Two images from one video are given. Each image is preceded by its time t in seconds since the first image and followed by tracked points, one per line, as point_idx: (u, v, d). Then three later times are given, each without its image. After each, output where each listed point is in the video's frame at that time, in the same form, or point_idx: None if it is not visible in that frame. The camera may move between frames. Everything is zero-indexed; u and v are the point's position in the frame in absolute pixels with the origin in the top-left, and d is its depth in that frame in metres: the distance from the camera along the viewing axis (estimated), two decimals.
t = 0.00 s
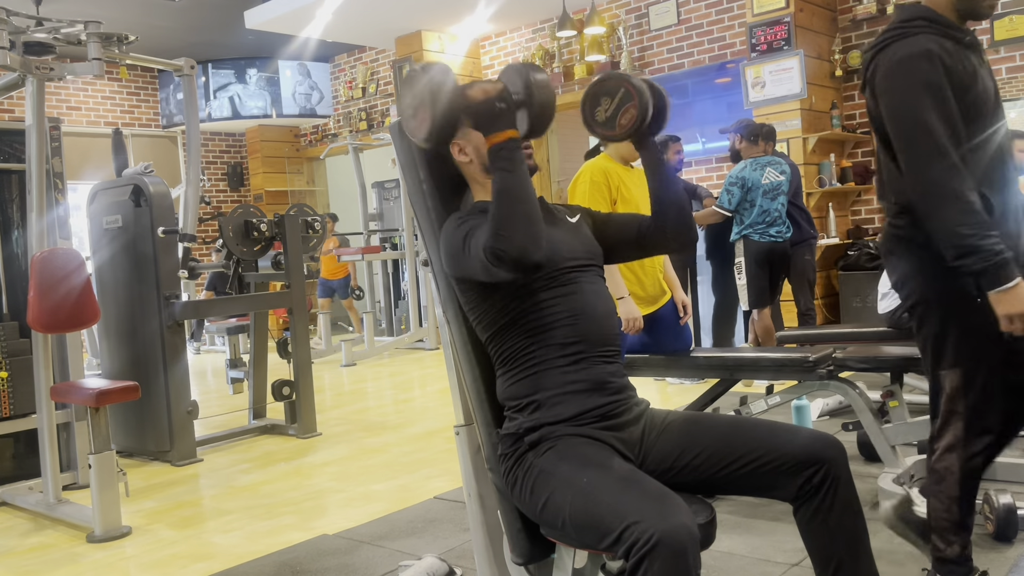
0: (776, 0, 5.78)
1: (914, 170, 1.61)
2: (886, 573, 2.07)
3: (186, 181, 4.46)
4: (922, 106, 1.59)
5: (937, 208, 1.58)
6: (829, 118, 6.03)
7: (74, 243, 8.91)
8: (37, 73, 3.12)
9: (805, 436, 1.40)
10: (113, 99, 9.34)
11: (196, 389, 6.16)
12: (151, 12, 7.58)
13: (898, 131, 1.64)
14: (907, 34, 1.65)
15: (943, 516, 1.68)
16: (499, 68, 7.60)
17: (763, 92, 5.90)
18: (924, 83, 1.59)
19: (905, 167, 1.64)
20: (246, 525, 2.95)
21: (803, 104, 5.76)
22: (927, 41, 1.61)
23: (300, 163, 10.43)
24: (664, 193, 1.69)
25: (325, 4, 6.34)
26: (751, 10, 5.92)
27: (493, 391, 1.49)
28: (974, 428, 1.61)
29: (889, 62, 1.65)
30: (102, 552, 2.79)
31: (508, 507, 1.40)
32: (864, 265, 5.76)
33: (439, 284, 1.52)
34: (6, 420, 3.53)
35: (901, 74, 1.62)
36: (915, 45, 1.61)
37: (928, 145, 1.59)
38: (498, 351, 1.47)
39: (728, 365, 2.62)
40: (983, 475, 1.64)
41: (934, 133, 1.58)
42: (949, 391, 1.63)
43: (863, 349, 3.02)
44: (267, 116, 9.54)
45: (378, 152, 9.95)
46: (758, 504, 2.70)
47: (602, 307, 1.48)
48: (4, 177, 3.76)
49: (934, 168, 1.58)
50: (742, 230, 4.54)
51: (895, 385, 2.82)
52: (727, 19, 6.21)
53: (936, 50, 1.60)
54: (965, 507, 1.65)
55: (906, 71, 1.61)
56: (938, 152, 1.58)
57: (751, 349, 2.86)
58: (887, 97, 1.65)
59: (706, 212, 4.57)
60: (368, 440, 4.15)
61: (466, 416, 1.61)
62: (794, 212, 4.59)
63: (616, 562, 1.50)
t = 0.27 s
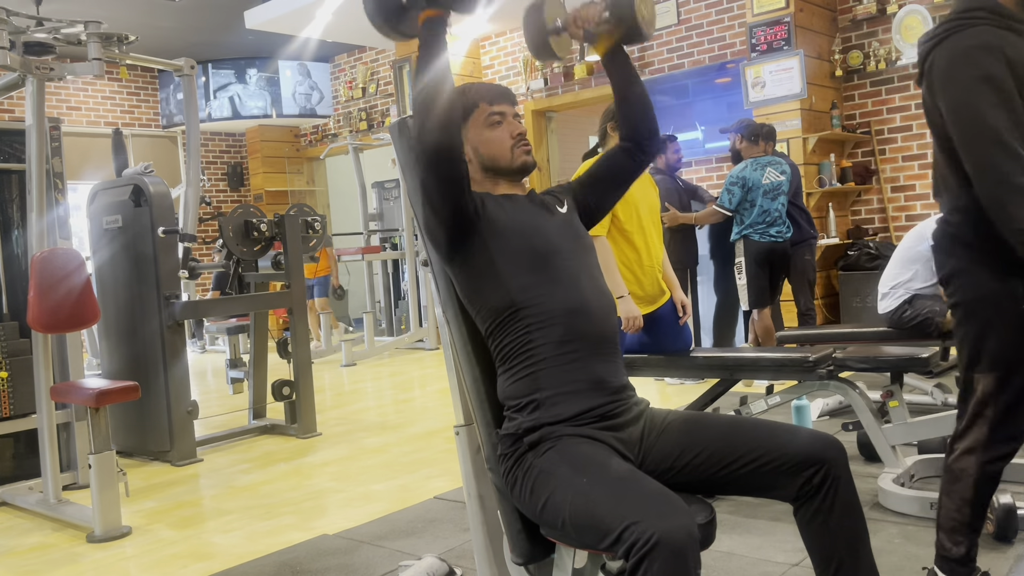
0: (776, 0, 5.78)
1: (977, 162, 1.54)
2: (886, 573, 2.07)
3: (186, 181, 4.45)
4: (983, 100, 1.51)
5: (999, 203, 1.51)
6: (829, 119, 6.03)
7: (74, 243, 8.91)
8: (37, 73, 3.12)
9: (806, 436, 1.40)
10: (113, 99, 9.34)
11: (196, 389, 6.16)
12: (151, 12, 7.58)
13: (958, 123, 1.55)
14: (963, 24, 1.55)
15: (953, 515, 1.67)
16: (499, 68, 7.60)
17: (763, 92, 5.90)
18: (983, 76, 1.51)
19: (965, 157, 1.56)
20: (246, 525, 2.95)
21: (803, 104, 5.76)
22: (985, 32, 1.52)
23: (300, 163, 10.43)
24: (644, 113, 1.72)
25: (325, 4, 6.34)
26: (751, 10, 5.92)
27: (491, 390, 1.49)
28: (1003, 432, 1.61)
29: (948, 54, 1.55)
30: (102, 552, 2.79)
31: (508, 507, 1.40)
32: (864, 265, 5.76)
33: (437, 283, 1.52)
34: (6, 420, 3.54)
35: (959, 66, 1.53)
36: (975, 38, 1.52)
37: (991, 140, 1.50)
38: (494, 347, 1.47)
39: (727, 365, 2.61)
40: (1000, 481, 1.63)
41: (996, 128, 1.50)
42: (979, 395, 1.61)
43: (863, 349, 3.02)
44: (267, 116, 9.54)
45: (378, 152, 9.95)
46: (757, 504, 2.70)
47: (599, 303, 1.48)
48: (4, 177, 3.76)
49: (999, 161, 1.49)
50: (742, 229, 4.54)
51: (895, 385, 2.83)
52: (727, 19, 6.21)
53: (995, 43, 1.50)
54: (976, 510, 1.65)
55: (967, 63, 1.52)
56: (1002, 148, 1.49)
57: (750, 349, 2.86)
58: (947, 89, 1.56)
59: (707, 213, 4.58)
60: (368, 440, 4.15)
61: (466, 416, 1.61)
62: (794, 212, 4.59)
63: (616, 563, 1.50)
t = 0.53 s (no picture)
0: (776, 1, 5.78)
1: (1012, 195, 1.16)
2: (886, 574, 2.07)
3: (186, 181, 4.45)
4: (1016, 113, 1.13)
5: None
6: (829, 119, 6.03)
7: (74, 243, 8.91)
8: (37, 73, 3.12)
9: (806, 437, 1.40)
10: (113, 100, 9.34)
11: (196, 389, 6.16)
12: (151, 12, 7.58)
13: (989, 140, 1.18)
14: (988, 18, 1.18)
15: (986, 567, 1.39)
16: (499, 68, 7.60)
17: (763, 92, 5.90)
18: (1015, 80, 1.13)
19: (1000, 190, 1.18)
20: (246, 525, 2.95)
21: (803, 104, 5.76)
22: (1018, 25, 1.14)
23: (300, 163, 10.43)
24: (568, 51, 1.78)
25: (325, 4, 6.34)
26: (752, 10, 5.92)
27: (490, 390, 1.48)
28: None
29: (976, 57, 1.18)
30: (102, 553, 2.79)
31: (508, 507, 1.40)
32: (864, 265, 5.76)
33: (437, 281, 1.52)
34: (6, 420, 3.54)
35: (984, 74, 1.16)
36: (1005, 37, 1.14)
37: None
38: (492, 343, 1.47)
39: (727, 365, 2.61)
40: None
41: None
42: None
43: (863, 349, 3.02)
44: (267, 116, 9.53)
45: (378, 152, 9.95)
46: (757, 504, 2.69)
47: (596, 303, 1.47)
48: (4, 177, 3.76)
49: None
50: (742, 229, 4.54)
51: (895, 385, 2.83)
52: (727, 19, 6.21)
53: None
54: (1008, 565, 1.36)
55: (989, 73, 1.16)
56: None
57: (750, 348, 2.86)
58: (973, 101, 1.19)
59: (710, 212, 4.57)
60: (367, 440, 4.15)
61: (466, 416, 1.61)
62: (794, 213, 4.59)
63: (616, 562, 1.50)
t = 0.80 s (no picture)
0: (776, 1, 5.78)
1: None
2: (885, 574, 2.07)
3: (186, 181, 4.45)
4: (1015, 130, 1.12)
5: None
6: (829, 119, 6.03)
7: (74, 243, 8.91)
8: (37, 73, 3.12)
9: (805, 437, 1.40)
10: (113, 99, 9.34)
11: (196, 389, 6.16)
12: (151, 12, 7.57)
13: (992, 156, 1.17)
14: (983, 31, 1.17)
15: None
16: (499, 68, 7.60)
17: (763, 92, 5.90)
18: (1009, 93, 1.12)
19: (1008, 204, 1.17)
20: (246, 525, 2.95)
21: (803, 104, 5.76)
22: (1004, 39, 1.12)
23: (300, 163, 10.42)
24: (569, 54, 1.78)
25: (325, 4, 6.34)
26: (752, 10, 5.92)
27: (490, 389, 1.48)
28: None
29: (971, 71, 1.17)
30: (102, 552, 2.79)
31: (508, 507, 1.40)
32: (864, 265, 5.76)
33: (437, 281, 1.52)
34: (6, 420, 3.54)
35: (983, 87, 1.14)
36: (994, 49, 1.14)
37: None
38: (492, 343, 1.47)
39: (727, 365, 2.61)
40: None
41: None
42: None
43: (863, 349, 3.02)
44: (267, 116, 9.53)
45: (378, 152, 9.95)
46: (758, 504, 2.69)
47: (595, 302, 1.47)
48: (4, 177, 3.76)
49: None
50: (743, 229, 4.54)
51: (895, 385, 2.83)
52: (727, 19, 6.21)
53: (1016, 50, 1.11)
54: None
55: (982, 87, 1.15)
56: None
57: (750, 349, 2.86)
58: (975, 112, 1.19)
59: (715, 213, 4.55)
60: (367, 440, 4.14)
61: (466, 416, 1.61)
62: (794, 213, 4.59)
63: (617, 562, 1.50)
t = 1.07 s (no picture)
0: (776, 1, 5.78)
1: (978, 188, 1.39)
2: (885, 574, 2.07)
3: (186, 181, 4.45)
4: (975, 123, 1.34)
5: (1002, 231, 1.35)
6: (829, 119, 6.03)
7: (74, 243, 8.91)
8: (37, 73, 3.12)
9: (804, 437, 1.40)
10: (113, 99, 9.34)
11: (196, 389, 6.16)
12: (151, 12, 7.58)
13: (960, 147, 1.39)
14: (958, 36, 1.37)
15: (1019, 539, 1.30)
16: (499, 68, 7.60)
17: (763, 92, 5.90)
18: (967, 98, 1.34)
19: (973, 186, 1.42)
20: (246, 525, 2.95)
21: (803, 104, 5.76)
22: (973, 47, 1.33)
23: (300, 163, 10.42)
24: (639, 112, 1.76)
25: (324, 4, 6.34)
26: (752, 10, 5.92)
27: (491, 391, 1.48)
28: None
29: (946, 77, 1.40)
30: (102, 552, 2.79)
31: (508, 507, 1.40)
32: (864, 265, 5.76)
33: (437, 283, 1.52)
34: (6, 420, 3.54)
35: (952, 89, 1.37)
36: (957, 62, 1.36)
37: (991, 157, 1.33)
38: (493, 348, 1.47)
39: (727, 365, 2.61)
40: None
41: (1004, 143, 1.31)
42: None
43: (863, 349, 3.02)
44: (267, 116, 9.53)
45: (378, 152, 9.95)
46: (758, 504, 2.69)
47: (596, 306, 1.48)
48: (4, 177, 3.76)
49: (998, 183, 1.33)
50: (744, 229, 4.53)
51: (895, 385, 2.83)
52: (727, 19, 6.21)
53: (980, 59, 1.32)
54: None
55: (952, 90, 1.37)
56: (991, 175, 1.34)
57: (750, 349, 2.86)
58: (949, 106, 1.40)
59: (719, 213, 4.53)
60: (367, 440, 4.15)
61: (466, 416, 1.61)
62: (794, 213, 4.58)
63: (616, 563, 1.50)
